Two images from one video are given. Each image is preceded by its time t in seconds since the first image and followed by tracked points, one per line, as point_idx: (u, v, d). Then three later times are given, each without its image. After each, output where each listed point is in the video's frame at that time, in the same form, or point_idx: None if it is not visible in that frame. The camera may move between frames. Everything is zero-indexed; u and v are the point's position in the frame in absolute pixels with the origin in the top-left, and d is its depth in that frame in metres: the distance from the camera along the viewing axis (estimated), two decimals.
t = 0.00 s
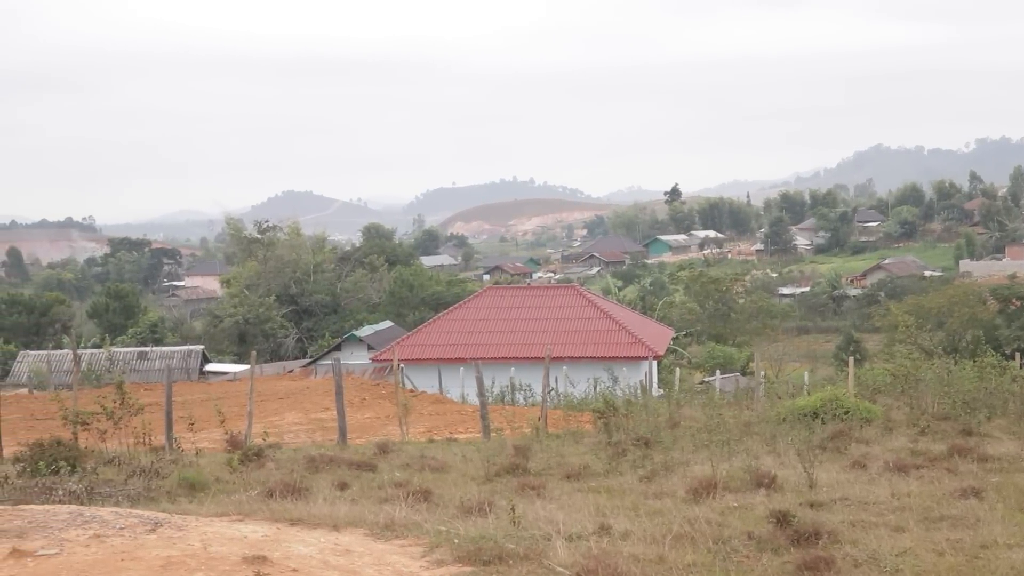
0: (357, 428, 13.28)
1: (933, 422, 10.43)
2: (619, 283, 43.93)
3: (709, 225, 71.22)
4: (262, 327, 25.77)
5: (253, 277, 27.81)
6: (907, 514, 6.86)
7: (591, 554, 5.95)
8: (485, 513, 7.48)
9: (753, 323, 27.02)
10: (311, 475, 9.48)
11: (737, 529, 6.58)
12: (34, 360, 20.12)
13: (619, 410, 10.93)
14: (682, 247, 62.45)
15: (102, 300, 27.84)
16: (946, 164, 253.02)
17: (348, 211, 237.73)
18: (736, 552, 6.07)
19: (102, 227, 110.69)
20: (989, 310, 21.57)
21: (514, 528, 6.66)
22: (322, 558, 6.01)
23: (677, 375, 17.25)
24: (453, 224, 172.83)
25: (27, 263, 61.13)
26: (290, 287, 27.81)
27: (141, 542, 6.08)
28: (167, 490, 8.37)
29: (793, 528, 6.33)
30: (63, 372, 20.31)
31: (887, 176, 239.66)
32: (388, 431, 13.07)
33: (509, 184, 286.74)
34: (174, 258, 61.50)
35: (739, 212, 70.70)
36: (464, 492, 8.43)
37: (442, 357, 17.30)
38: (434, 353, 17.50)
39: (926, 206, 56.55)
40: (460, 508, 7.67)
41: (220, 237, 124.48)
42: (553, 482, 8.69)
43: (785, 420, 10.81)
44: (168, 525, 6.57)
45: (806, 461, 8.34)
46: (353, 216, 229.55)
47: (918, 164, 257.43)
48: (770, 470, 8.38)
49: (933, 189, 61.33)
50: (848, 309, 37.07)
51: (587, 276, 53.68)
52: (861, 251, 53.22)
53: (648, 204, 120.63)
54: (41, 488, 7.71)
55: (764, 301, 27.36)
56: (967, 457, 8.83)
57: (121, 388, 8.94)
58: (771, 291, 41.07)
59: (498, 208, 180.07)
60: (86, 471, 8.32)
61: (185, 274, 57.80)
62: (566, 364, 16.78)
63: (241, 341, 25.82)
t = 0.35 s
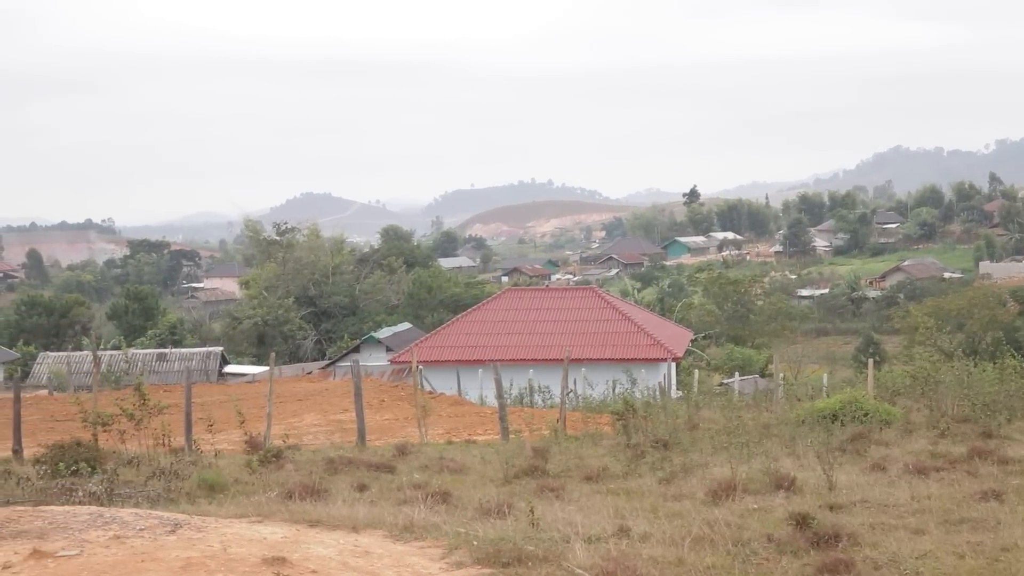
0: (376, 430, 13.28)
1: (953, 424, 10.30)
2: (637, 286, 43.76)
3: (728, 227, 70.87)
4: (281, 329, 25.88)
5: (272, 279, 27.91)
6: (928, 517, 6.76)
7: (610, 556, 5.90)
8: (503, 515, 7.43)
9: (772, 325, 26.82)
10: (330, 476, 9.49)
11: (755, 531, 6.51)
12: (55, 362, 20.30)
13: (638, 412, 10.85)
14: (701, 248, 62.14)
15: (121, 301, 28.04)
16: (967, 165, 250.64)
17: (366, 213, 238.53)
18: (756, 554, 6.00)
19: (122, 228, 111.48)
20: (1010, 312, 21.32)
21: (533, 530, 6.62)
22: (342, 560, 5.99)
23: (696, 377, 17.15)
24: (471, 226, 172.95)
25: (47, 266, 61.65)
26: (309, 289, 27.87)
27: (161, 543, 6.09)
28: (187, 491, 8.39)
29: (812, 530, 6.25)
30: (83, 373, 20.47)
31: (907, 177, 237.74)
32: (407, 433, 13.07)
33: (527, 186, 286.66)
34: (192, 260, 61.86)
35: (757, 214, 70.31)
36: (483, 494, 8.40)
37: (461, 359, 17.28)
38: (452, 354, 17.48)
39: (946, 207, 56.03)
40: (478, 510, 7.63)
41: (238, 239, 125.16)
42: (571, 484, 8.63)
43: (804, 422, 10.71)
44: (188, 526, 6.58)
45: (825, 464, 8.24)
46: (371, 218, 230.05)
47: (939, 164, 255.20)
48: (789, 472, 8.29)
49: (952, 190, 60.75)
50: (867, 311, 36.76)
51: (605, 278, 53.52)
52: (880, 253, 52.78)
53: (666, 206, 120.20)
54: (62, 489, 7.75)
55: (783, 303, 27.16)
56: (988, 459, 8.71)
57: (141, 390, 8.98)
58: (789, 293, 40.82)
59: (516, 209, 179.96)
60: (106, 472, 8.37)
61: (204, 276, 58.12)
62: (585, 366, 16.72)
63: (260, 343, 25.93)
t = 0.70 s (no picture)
0: (396, 431, 13.27)
1: (976, 427, 10.14)
2: (658, 288, 43.55)
3: (749, 229, 70.42)
4: (302, 330, 25.97)
5: (293, 280, 27.99)
6: (950, 520, 6.65)
7: (630, 558, 5.85)
8: (524, 517, 7.39)
9: (793, 327, 26.59)
10: (350, 477, 9.48)
11: (776, 533, 6.42)
12: (76, 363, 20.46)
13: (659, 414, 10.76)
14: (721, 250, 61.80)
15: (143, 302, 28.22)
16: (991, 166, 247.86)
17: (386, 215, 239.24)
18: (776, 557, 5.92)
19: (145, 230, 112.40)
20: None
21: (553, 532, 6.57)
22: (362, 561, 5.97)
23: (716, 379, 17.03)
24: (490, 228, 172.99)
25: (70, 267, 62.19)
26: (330, 290, 27.92)
27: (182, 543, 6.10)
28: (207, 492, 8.40)
29: (833, 533, 6.16)
30: (105, 374, 20.62)
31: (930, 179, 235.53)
32: (426, 434, 13.04)
33: (547, 188, 286.43)
34: (214, 261, 62.25)
35: (778, 216, 69.80)
36: (503, 496, 8.35)
37: (481, 360, 17.25)
38: (472, 356, 17.45)
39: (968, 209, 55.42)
40: (499, 512, 7.59)
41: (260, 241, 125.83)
42: (591, 486, 8.57)
43: (825, 425, 10.58)
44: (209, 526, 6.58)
45: (846, 467, 8.12)
46: (392, 219, 230.65)
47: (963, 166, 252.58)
48: (810, 475, 8.18)
49: (975, 193, 60.08)
50: (889, 313, 36.37)
51: (626, 279, 53.33)
52: (902, 255, 52.29)
53: (687, 208, 119.69)
54: (83, 489, 7.80)
55: (804, 305, 26.93)
56: (1012, 462, 8.56)
57: (162, 391, 9.01)
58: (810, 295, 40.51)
59: (536, 211, 179.79)
60: (127, 472, 8.40)
61: (225, 277, 58.45)
62: (605, 368, 16.64)
63: (281, 344, 26.03)
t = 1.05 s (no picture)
0: (417, 432, 13.26)
1: (999, 428, 9.97)
2: (678, 288, 43.37)
3: (769, 229, 70.00)
4: (322, 330, 26.07)
5: (313, 280, 28.09)
6: (973, 521, 6.55)
7: (651, 558, 5.80)
8: (544, 517, 7.35)
9: (813, 328, 26.38)
10: (371, 477, 9.46)
11: (798, 535, 6.34)
12: (98, 364, 20.63)
13: (679, 415, 10.67)
14: (742, 251, 61.45)
15: (164, 302, 28.41)
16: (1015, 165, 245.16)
17: (406, 215, 239.83)
18: (797, 558, 5.85)
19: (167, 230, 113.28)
20: None
21: (574, 532, 6.53)
22: (383, 561, 5.96)
23: (737, 380, 16.90)
24: (510, 229, 172.98)
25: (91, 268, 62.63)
26: (350, 291, 27.99)
27: (203, 543, 6.09)
28: (229, 492, 8.40)
29: (855, 534, 6.08)
30: (126, 374, 20.76)
31: (952, 179, 233.33)
32: (447, 434, 13.02)
33: (567, 188, 286.10)
34: (235, 262, 62.61)
35: (799, 217, 69.34)
36: (523, 496, 8.31)
37: (501, 361, 17.21)
38: (493, 356, 17.42)
39: (991, 209, 54.83)
40: (519, 512, 7.54)
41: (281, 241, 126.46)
42: (612, 487, 8.51)
43: (846, 426, 10.46)
44: (230, 526, 6.58)
45: (867, 468, 8.02)
46: (412, 220, 231.15)
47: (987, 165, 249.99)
48: (831, 476, 8.07)
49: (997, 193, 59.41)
50: (910, 314, 36.02)
51: (645, 280, 53.13)
52: (924, 255, 51.82)
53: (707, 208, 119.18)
54: (105, 489, 7.82)
55: (825, 306, 26.70)
56: None
57: (183, 391, 9.04)
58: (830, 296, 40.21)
59: (555, 212, 179.61)
60: (149, 473, 8.43)
61: (246, 277, 58.76)
62: (625, 368, 16.56)
63: (301, 344, 26.12)
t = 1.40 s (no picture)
0: (435, 432, 13.24)
1: (1020, 429, 9.84)
2: (696, 288, 43.19)
3: (787, 229, 69.59)
4: (341, 330, 26.14)
5: (332, 280, 28.17)
6: (993, 522, 6.45)
7: (669, 559, 5.74)
8: (562, 517, 7.31)
9: (832, 328, 26.18)
10: (388, 477, 9.45)
11: (815, 536, 6.26)
12: (116, 364, 20.77)
13: (697, 415, 10.61)
14: (760, 251, 61.13)
15: (183, 302, 28.55)
16: None
17: (423, 215, 240.29)
18: (816, 559, 5.77)
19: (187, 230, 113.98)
20: None
21: (592, 532, 6.48)
22: (400, 560, 5.93)
23: (755, 380, 16.79)
24: (527, 229, 172.93)
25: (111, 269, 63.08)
26: (369, 291, 28.04)
27: (222, 543, 6.09)
28: (247, 491, 8.41)
29: (873, 535, 6.00)
30: (144, 374, 20.89)
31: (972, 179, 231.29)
32: (465, 435, 13.00)
33: (584, 188, 285.78)
34: (253, 262, 62.92)
35: (817, 217, 68.90)
36: (541, 497, 8.28)
37: (519, 361, 17.18)
38: (510, 357, 17.39)
39: (1011, 209, 54.29)
40: (537, 512, 7.52)
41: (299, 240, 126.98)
42: (629, 487, 8.46)
43: (864, 427, 10.35)
44: (249, 526, 6.58)
45: (886, 468, 7.92)
46: (429, 220, 231.57)
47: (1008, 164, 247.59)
48: (849, 477, 7.99)
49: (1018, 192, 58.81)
50: (929, 315, 35.70)
51: (663, 280, 52.95)
52: (943, 255, 51.38)
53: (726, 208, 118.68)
54: (124, 489, 7.85)
55: (843, 306, 26.50)
56: None
57: (202, 391, 9.07)
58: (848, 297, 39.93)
59: (573, 212, 179.39)
60: (167, 472, 8.45)
61: (264, 277, 59.05)
62: (643, 369, 16.49)
63: (319, 344, 26.19)
